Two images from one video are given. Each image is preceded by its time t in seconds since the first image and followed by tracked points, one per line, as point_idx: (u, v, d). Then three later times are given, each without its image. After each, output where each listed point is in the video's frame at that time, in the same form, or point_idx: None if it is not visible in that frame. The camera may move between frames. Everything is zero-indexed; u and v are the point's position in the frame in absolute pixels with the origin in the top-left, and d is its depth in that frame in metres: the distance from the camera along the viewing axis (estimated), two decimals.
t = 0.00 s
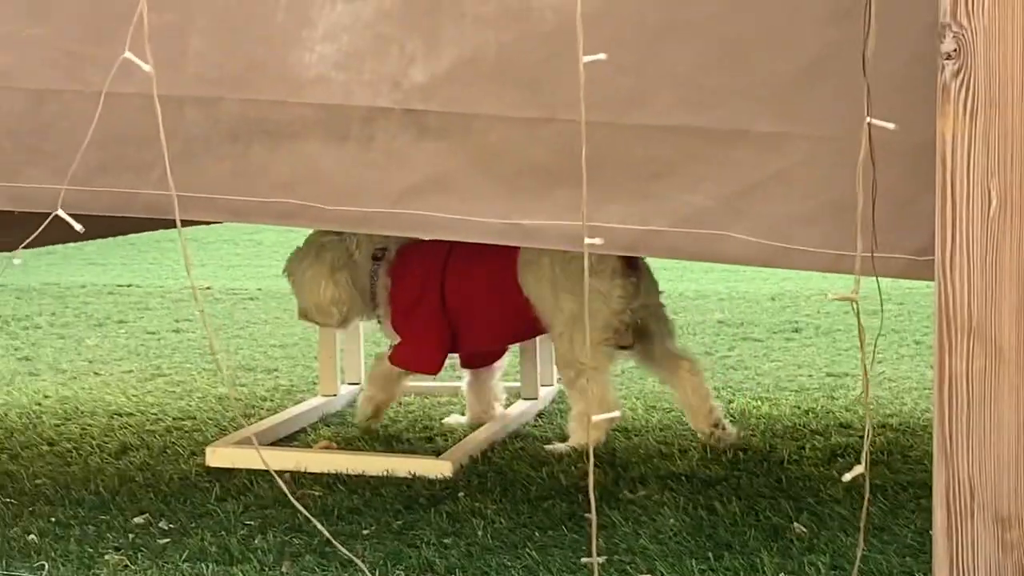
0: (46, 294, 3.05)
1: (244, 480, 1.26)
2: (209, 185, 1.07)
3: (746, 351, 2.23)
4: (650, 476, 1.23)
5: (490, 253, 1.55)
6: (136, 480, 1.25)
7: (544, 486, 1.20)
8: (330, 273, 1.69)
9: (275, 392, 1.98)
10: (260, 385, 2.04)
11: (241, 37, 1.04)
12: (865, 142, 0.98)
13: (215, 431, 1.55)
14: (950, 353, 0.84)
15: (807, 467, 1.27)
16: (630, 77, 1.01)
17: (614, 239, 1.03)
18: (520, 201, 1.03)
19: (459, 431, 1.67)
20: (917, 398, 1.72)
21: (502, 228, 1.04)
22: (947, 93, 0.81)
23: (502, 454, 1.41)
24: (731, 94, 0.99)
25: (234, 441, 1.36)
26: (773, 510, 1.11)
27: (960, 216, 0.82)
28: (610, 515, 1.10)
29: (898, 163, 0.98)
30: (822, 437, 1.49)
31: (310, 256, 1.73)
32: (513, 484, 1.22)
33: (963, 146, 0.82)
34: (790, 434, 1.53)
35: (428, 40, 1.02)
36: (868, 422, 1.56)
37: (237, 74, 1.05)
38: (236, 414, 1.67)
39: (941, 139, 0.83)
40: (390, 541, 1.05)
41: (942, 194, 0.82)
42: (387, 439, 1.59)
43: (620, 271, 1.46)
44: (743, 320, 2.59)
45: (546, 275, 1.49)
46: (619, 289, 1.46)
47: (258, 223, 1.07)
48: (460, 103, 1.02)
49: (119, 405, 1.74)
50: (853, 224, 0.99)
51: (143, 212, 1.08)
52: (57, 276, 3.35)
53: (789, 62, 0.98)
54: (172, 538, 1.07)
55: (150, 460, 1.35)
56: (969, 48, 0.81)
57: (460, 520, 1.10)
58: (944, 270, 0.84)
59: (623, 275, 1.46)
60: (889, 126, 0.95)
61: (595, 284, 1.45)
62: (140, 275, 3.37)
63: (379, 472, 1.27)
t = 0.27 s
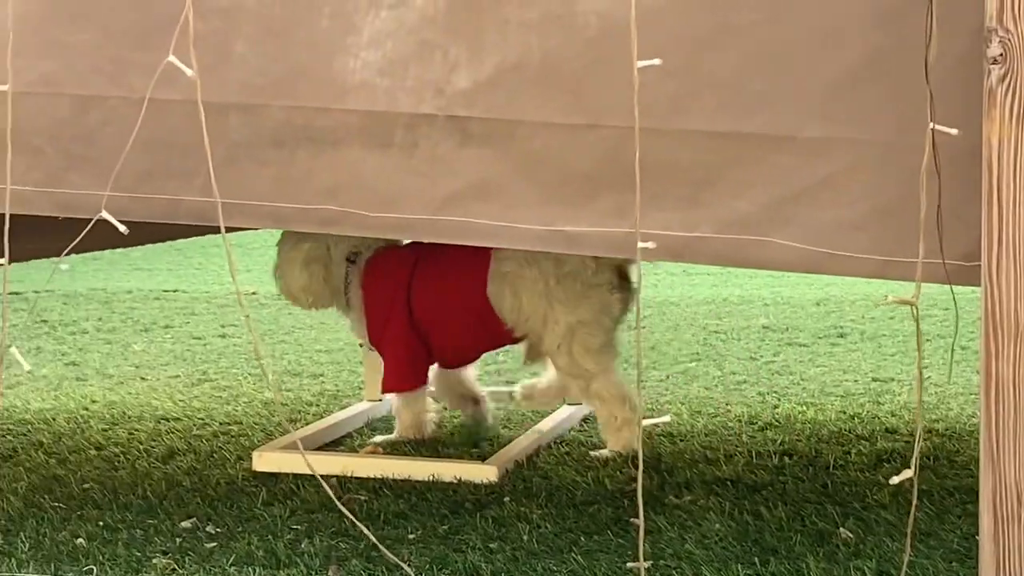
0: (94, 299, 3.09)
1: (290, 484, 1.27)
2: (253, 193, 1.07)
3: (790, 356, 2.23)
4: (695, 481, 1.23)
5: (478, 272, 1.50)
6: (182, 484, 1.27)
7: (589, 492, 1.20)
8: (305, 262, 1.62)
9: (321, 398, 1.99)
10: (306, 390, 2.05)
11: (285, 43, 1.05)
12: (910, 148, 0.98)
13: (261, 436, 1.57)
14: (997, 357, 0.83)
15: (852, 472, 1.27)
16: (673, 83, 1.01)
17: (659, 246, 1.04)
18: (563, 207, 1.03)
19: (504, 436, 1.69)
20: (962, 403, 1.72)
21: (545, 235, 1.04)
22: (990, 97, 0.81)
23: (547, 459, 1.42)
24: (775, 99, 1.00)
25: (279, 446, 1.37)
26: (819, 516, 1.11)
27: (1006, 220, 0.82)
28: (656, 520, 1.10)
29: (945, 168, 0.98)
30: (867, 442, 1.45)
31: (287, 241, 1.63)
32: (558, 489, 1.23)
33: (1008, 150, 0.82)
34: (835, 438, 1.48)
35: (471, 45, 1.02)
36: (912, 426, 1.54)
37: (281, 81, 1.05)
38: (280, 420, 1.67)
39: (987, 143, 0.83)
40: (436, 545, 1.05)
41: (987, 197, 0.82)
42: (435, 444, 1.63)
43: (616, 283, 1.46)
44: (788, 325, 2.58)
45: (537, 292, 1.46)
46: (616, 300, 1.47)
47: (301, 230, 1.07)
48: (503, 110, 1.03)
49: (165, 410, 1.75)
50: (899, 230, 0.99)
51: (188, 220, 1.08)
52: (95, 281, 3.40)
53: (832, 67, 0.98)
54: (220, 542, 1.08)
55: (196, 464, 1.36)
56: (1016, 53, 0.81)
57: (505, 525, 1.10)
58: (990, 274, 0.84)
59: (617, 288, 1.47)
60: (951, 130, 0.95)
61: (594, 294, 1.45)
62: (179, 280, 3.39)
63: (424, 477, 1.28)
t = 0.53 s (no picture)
0: (134, 303, 3.13)
1: (329, 488, 1.28)
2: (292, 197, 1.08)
3: (829, 360, 2.23)
4: (734, 485, 1.24)
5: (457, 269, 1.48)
6: (222, 486, 1.28)
7: (627, 496, 1.21)
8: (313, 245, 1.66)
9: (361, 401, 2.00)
10: (345, 393, 2.06)
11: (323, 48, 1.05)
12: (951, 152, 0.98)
13: (300, 439, 1.58)
14: None
15: (891, 476, 1.27)
16: (711, 87, 1.01)
17: (696, 250, 1.03)
18: (598, 212, 1.03)
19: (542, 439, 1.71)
20: (1003, 407, 1.72)
21: (582, 240, 1.03)
22: None
23: (586, 462, 1.42)
24: (813, 102, 0.99)
25: (318, 450, 1.38)
26: (858, 520, 1.11)
27: None
28: (695, 524, 1.11)
29: (984, 172, 0.98)
30: (906, 445, 1.45)
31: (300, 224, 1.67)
32: (597, 493, 1.23)
33: None
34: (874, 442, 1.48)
35: (507, 50, 1.02)
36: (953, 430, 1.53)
37: (319, 86, 1.06)
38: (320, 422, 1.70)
39: None
40: (475, 549, 1.06)
41: None
42: (474, 446, 1.65)
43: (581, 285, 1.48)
44: (826, 329, 2.58)
45: (509, 292, 1.46)
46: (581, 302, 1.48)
47: (340, 235, 1.08)
48: (540, 113, 1.03)
49: (205, 413, 1.77)
50: (938, 235, 0.99)
51: (229, 225, 1.09)
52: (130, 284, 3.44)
53: (872, 70, 0.98)
54: (260, 545, 1.09)
55: (236, 467, 1.38)
56: None
57: (544, 528, 1.11)
58: None
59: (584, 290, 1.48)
60: (987, 134, 0.94)
61: (556, 295, 1.46)
62: (212, 284, 3.42)
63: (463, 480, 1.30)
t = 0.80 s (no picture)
0: (163, 302, 3.15)
1: (359, 485, 1.28)
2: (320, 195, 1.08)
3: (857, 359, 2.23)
4: (764, 483, 1.24)
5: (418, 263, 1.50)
6: (252, 485, 1.29)
7: (657, 495, 1.21)
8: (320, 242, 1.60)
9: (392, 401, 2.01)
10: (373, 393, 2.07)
11: (352, 45, 1.05)
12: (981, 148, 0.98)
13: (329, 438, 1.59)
14: None
15: (922, 474, 1.27)
16: (740, 83, 1.01)
17: (725, 247, 1.03)
18: (628, 209, 1.03)
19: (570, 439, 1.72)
20: None
21: (611, 237, 1.03)
22: None
23: (616, 460, 1.43)
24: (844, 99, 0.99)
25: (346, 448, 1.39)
26: (889, 518, 1.11)
27: None
28: (725, 521, 1.11)
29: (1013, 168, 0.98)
30: (936, 443, 1.45)
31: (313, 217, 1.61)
32: (626, 491, 1.24)
33: None
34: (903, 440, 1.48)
35: (537, 46, 1.03)
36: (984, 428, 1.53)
37: (348, 83, 1.06)
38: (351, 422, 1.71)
39: None
40: (505, 546, 1.06)
41: None
42: (502, 445, 1.67)
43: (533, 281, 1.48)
44: (854, 328, 2.58)
45: (458, 287, 1.47)
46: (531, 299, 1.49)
47: (367, 233, 1.08)
48: (569, 110, 1.03)
49: (233, 414, 1.78)
50: (968, 231, 0.99)
51: (258, 222, 1.09)
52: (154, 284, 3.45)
53: (901, 66, 0.98)
54: (290, 543, 1.09)
55: (265, 466, 1.38)
56: None
57: (574, 526, 1.11)
58: None
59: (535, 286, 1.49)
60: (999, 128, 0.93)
61: (510, 290, 1.47)
62: (232, 284, 3.43)
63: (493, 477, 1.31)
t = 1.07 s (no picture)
0: (181, 302, 3.16)
1: (377, 486, 1.29)
2: (341, 196, 1.08)
3: (875, 359, 2.23)
4: (782, 483, 1.24)
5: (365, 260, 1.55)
6: (271, 485, 1.29)
7: (676, 495, 1.21)
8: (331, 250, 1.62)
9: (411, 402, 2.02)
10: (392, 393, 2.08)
11: (372, 47, 1.06)
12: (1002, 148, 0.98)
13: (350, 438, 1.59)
14: None
15: (942, 475, 1.27)
16: (761, 83, 1.01)
17: (745, 248, 1.03)
18: (649, 210, 1.03)
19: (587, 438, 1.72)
20: None
21: (632, 237, 1.04)
22: None
23: (634, 460, 1.43)
24: (864, 99, 0.99)
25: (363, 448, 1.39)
26: (908, 518, 1.11)
27: None
28: (743, 522, 1.12)
29: None
30: (956, 443, 1.45)
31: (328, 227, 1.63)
32: (644, 492, 1.24)
33: None
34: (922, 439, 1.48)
35: (557, 47, 1.03)
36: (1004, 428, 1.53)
37: (368, 84, 1.06)
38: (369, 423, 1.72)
39: None
40: (524, 547, 1.06)
41: None
42: (520, 443, 1.67)
43: (473, 274, 1.51)
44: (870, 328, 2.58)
45: (398, 289, 1.52)
46: (475, 294, 1.51)
47: (388, 234, 1.08)
48: (590, 111, 1.03)
49: (252, 415, 1.78)
50: (989, 231, 0.99)
51: (279, 223, 1.10)
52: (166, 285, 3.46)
53: (922, 66, 0.98)
54: (309, 544, 1.09)
55: (285, 466, 1.39)
56: None
57: (592, 527, 1.11)
58: None
59: (476, 281, 1.52)
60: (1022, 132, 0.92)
61: (451, 288, 1.51)
62: (244, 284, 3.44)
63: (512, 477, 1.31)
